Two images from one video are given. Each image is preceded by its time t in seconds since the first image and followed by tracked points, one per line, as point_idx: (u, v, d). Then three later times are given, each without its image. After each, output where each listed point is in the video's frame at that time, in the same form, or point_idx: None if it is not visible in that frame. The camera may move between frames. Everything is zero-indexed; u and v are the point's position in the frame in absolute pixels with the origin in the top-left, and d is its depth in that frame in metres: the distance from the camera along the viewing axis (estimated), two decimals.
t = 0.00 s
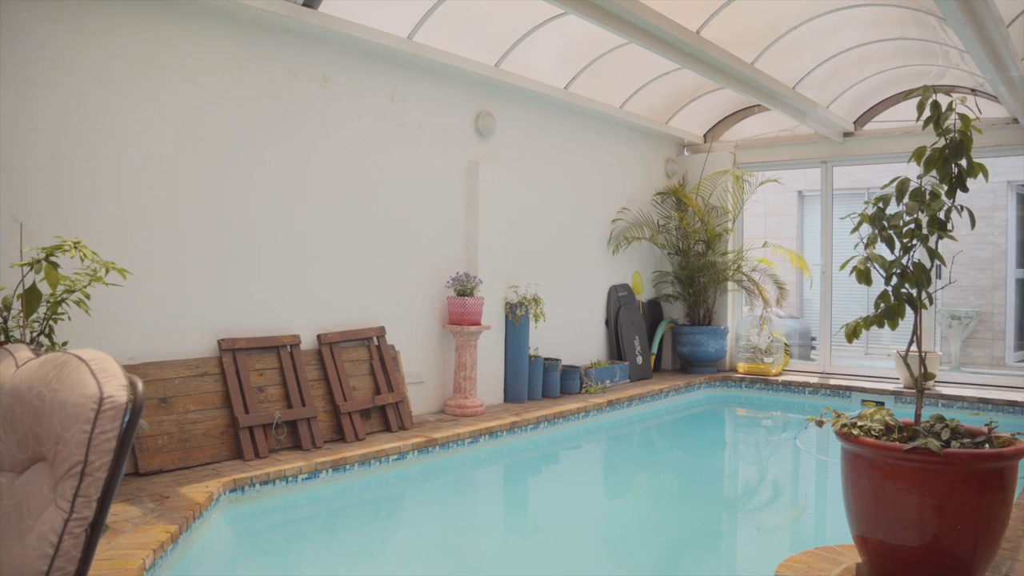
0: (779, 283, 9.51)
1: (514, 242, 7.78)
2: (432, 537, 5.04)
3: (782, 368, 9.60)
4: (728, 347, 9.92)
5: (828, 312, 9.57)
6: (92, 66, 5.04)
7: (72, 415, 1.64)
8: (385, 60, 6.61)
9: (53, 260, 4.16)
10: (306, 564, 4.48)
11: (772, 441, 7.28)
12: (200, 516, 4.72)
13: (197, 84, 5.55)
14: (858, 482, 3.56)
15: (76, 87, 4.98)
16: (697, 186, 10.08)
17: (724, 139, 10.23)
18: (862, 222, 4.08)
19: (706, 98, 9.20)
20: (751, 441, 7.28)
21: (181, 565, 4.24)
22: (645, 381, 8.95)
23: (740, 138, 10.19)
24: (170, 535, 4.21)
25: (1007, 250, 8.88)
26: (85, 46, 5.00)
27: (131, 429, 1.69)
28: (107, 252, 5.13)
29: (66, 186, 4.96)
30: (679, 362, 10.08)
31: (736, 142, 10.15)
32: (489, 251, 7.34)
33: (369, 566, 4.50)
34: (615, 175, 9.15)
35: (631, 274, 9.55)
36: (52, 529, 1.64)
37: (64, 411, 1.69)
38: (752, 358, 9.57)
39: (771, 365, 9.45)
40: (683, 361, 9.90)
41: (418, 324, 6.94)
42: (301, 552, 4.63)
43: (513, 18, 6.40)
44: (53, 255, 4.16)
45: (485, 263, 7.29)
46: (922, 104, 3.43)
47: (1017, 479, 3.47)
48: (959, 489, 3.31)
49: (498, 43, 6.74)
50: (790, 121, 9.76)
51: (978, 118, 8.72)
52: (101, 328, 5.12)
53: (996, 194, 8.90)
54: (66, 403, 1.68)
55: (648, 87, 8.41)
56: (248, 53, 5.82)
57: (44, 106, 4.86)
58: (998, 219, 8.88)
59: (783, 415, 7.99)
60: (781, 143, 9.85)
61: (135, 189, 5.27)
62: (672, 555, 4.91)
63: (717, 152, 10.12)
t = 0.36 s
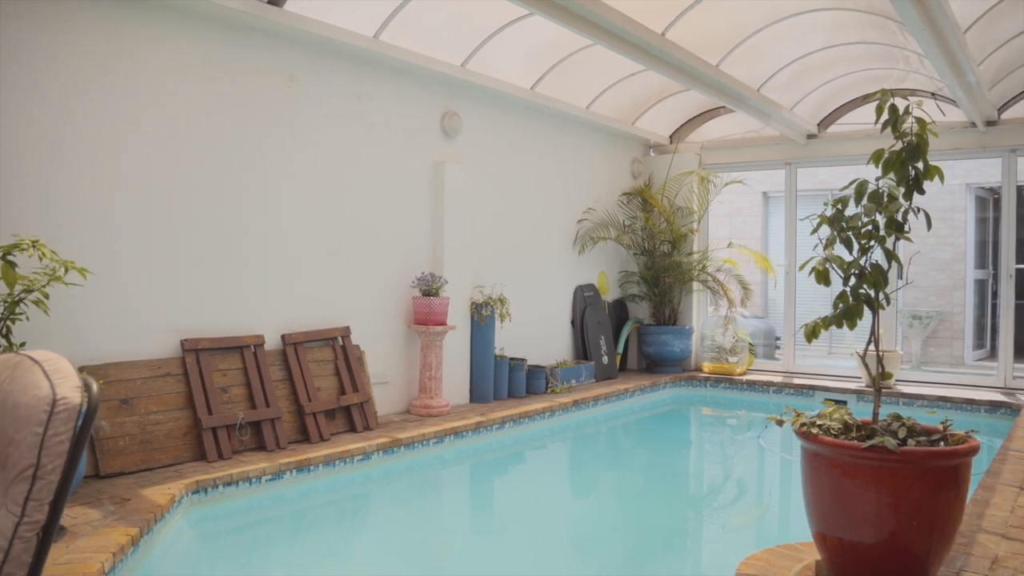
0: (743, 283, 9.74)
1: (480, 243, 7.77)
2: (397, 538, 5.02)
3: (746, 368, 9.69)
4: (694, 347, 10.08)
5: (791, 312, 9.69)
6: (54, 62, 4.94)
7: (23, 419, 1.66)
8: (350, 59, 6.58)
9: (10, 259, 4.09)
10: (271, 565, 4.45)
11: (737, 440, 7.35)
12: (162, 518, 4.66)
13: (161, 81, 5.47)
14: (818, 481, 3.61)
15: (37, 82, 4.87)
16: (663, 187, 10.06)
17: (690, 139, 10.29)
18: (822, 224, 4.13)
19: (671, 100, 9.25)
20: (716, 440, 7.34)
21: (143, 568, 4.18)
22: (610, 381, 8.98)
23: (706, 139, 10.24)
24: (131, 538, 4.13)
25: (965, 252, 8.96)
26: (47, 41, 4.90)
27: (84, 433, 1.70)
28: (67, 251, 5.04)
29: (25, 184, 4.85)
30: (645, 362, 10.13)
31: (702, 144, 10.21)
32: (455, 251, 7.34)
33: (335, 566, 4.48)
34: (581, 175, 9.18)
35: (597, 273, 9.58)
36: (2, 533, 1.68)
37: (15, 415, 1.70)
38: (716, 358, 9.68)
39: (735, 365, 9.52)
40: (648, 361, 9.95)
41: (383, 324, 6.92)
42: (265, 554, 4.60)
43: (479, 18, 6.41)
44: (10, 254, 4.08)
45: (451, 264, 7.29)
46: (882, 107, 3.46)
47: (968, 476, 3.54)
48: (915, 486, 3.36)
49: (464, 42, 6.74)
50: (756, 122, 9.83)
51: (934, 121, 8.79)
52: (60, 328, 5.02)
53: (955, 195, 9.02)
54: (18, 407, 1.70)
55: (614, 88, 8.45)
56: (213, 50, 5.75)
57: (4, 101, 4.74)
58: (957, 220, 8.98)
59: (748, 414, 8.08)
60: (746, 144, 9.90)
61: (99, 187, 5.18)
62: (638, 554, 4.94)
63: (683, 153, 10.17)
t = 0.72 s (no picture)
0: (706, 282, 9.65)
1: (445, 242, 7.76)
2: (362, 538, 5.01)
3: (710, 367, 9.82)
4: (660, 346, 10.23)
5: (754, 312, 9.81)
6: (14, 56, 4.85)
7: None
8: (314, 58, 6.55)
9: None
10: (235, 567, 4.40)
11: (701, 439, 7.41)
12: (122, 520, 4.58)
13: (124, 77, 5.40)
14: (777, 479, 3.67)
15: None
16: (628, 187, 10.14)
17: (655, 140, 10.34)
18: (783, 224, 4.17)
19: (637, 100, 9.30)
20: (681, 439, 7.40)
21: (103, 570, 4.11)
22: (574, 381, 8.97)
23: (670, 140, 10.28)
24: (90, 540, 4.05)
25: (925, 252, 9.11)
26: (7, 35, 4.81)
27: (32, 431, 2.10)
28: (25, 249, 4.94)
29: None
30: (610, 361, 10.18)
31: (666, 144, 10.24)
32: (421, 250, 7.33)
33: (300, 567, 4.45)
34: (547, 175, 9.19)
35: (563, 273, 9.61)
36: None
37: None
38: (682, 358, 9.77)
39: (699, 364, 9.62)
40: (614, 360, 10.01)
41: (347, 324, 6.89)
42: (228, 556, 4.55)
43: (444, 17, 6.41)
44: None
45: (417, 263, 7.28)
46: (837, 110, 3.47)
47: (925, 474, 3.59)
48: (872, 484, 3.43)
49: (429, 41, 6.73)
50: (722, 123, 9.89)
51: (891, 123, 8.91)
52: (17, 328, 4.93)
53: (916, 198, 9.17)
54: None
55: (581, 88, 8.48)
56: (177, 47, 5.69)
57: None
58: (917, 222, 9.12)
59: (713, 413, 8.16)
60: (711, 145, 9.93)
61: (57, 184, 5.09)
62: (603, 553, 4.96)
63: (649, 153, 10.22)
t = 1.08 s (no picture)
0: (671, 283, 9.62)
1: (410, 241, 7.74)
2: (327, 539, 4.97)
3: (675, 367, 9.93)
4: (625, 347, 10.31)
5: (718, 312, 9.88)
6: None
7: None
8: (277, 55, 6.50)
9: None
10: (197, 568, 4.34)
11: (666, 438, 7.46)
12: (81, 522, 4.49)
13: (85, 72, 5.30)
14: (737, 477, 3.71)
15: None
16: (594, 188, 10.17)
17: (621, 140, 10.38)
18: (743, 225, 4.18)
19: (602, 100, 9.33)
20: (646, 438, 7.44)
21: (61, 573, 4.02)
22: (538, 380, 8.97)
23: (635, 141, 10.34)
24: (47, 542, 3.96)
25: (886, 253, 9.22)
26: None
27: None
28: None
29: None
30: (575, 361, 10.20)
31: (632, 145, 10.28)
32: (385, 249, 7.29)
33: (263, 569, 4.41)
34: (512, 174, 9.20)
35: (529, 273, 9.61)
36: None
37: None
38: (647, 357, 9.84)
39: (664, 364, 9.72)
40: (579, 360, 10.04)
41: (311, 322, 6.85)
42: (190, 557, 4.49)
43: (409, 15, 6.39)
44: None
45: (382, 262, 7.25)
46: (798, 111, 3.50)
47: (882, 471, 3.67)
48: (830, 481, 3.48)
49: (395, 40, 6.71)
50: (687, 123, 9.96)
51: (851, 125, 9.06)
52: None
53: (877, 199, 9.27)
54: None
55: (547, 88, 8.49)
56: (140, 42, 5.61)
57: None
58: (879, 223, 9.24)
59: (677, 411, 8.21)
60: (677, 146, 9.99)
61: (18, 180, 4.98)
62: (569, 552, 4.98)
63: (615, 153, 10.26)
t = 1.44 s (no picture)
0: (637, 282, 9.68)
1: (376, 239, 7.71)
2: (292, 540, 4.93)
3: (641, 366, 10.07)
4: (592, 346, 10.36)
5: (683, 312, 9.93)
6: None
7: None
8: (240, 53, 6.44)
9: None
10: (159, 570, 4.28)
11: (632, 436, 7.50)
12: (39, 525, 4.40)
13: (45, 66, 5.18)
14: (699, 476, 3.74)
15: None
16: (560, 187, 10.16)
17: (587, 140, 10.43)
18: (705, 225, 4.23)
19: (569, 100, 9.35)
20: (612, 437, 7.48)
21: None
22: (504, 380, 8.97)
23: (601, 141, 10.42)
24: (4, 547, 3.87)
25: (849, 254, 9.33)
26: None
27: None
28: None
29: None
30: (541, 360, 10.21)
31: (598, 145, 10.33)
32: (350, 249, 7.26)
33: (226, 570, 4.36)
34: (478, 174, 9.19)
35: (495, 272, 9.60)
36: None
37: None
38: (613, 356, 9.96)
39: (630, 363, 9.84)
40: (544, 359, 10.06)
41: (276, 322, 6.79)
42: (152, 560, 4.42)
43: (374, 13, 6.36)
44: None
45: (347, 262, 7.22)
46: (760, 112, 3.54)
47: (840, 467, 3.74)
48: (790, 479, 3.53)
49: (360, 39, 6.69)
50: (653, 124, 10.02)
51: (812, 126, 9.19)
52: None
53: (840, 200, 9.37)
54: None
55: (513, 88, 8.50)
56: (102, 37, 5.51)
57: None
58: (842, 224, 9.34)
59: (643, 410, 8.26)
60: (643, 146, 10.05)
61: None
62: (535, 551, 4.99)
63: (581, 153, 10.29)
